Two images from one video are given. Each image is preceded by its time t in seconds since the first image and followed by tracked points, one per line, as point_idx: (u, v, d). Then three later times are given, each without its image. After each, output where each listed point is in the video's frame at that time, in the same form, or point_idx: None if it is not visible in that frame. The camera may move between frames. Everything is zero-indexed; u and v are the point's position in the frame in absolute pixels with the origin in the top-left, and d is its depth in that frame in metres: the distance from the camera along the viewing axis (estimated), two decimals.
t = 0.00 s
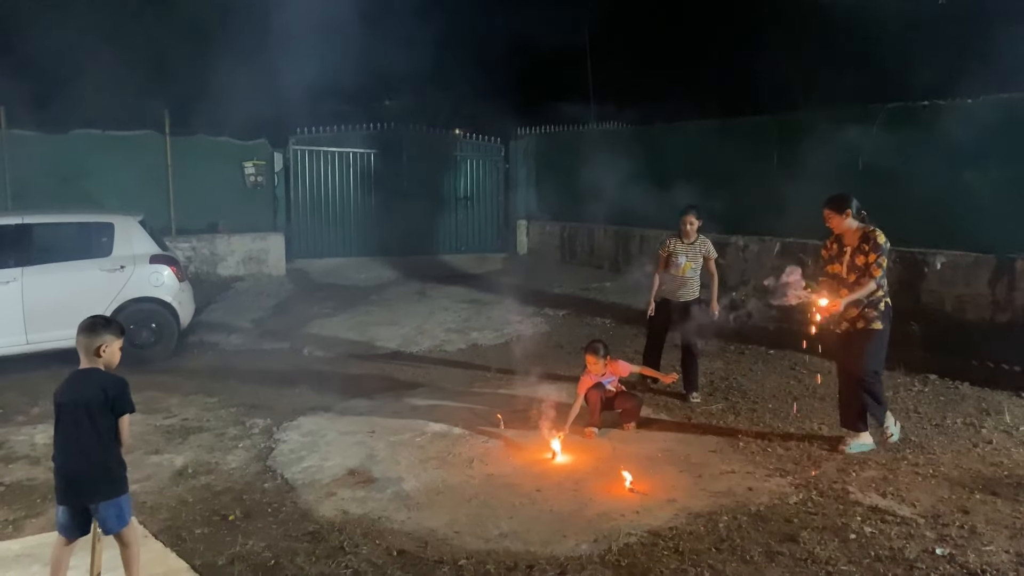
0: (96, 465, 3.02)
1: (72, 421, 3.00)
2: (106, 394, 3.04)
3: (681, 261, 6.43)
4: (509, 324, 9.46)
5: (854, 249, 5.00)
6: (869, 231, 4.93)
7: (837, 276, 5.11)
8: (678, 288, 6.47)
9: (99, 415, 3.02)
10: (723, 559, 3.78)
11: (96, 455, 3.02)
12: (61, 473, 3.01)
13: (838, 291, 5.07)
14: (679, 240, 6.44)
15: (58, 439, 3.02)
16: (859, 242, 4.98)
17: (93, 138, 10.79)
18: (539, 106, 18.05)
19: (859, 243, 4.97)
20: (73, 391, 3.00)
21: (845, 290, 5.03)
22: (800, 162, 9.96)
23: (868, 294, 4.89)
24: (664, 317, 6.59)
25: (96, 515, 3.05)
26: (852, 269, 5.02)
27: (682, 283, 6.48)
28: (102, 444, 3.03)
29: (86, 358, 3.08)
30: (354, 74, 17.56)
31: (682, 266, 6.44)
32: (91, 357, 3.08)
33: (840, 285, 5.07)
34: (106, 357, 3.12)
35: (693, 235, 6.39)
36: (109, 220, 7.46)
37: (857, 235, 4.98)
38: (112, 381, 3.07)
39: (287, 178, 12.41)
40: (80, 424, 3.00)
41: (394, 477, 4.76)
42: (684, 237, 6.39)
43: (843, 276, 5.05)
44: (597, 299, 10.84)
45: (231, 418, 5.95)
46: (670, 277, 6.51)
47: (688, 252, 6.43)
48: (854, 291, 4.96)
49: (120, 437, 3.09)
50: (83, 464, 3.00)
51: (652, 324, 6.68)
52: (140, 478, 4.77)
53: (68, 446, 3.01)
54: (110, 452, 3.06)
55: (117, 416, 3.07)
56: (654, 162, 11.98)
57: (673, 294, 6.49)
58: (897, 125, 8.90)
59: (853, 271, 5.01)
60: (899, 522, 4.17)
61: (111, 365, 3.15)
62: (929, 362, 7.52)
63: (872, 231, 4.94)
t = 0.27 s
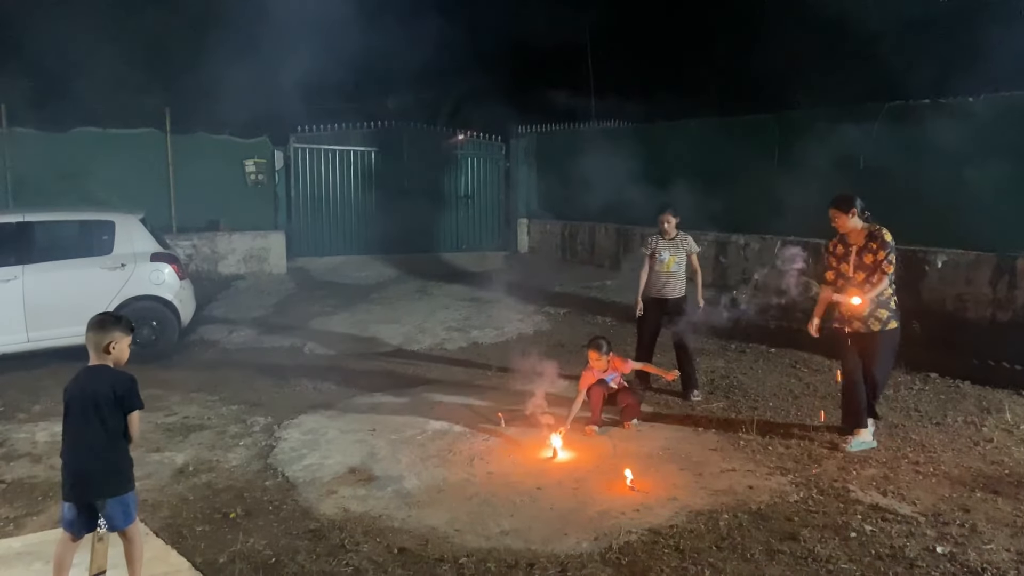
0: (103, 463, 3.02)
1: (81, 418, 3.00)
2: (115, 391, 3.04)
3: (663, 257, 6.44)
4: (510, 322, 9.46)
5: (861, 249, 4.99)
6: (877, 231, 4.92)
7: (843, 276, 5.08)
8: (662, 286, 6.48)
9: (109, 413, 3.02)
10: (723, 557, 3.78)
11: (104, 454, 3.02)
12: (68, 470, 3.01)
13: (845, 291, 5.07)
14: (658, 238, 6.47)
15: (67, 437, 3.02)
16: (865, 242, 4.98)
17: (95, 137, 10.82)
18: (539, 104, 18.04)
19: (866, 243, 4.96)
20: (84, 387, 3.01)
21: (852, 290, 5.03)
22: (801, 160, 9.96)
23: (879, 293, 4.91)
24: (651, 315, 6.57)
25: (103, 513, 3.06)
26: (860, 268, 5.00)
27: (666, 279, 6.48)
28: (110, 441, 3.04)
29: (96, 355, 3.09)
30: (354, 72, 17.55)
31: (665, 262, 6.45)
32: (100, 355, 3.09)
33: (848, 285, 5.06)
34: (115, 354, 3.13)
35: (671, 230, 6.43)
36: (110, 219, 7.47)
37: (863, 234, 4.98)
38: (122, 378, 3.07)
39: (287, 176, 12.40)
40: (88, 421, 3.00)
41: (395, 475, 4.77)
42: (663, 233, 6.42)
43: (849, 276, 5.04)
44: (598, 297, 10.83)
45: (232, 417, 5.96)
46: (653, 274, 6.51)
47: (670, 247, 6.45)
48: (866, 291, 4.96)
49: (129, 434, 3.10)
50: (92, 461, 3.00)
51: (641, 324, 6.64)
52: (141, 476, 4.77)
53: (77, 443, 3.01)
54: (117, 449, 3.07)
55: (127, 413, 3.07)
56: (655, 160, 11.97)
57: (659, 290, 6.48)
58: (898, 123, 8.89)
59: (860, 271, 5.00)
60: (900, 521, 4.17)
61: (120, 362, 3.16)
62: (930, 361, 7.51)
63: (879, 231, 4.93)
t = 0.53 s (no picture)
0: (105, 462, 3.02)
1: (83, 417, 3.00)
2: (117, 390, 3.05)
3: (645, 253, 6.48)
4: (510, 321, 9.46)
5: (867, 244, 5.08)
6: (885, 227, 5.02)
7: (848, 268, 5.18)
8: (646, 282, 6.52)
9: (112, 412, 3.03)
10: (724, 556, 3.78)
11: (107, 453, 3.02)
12: (71, 469, 3.01)
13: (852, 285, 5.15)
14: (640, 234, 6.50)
15: (69, 437, 3.02)
16: (872, 238, 5.07)
17: (96, 135, 10.83)
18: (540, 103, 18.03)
19: (874, 239, 5.05)
20: (86, 386, 3.01)
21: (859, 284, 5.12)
22: (801, 159, 9.95)
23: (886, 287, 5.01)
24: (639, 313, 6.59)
25: (106, 512, 3.06)
26: (866, 262, 5.09)
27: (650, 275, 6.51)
28: (112, 439, 3.04)
29: (98, 354, 3.09)
30: (355, 71, 17.54)
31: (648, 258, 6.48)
32: (102, 354, 3.09)
33: (852, 278, 5.15)
34: (117, 353, 3.13)
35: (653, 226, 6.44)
36: (111, 217, 7.47)
37: (871, 230, 5.07)
38: (124, 378, 3.08)
39: (287, 175, 12.39)
40: (90, 420, 3.00)
41: (395, 474, 4.77)
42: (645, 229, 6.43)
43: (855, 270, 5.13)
44: (599, 296, 10.83)
45: (233, 415, 5.96)
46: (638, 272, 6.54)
47: (652, 243, 6.49)
48: (872, 285, 5.05)
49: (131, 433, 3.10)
50: (94, 460, 3.00)
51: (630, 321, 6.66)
52: (142, 475, 4.78)
53: (79, 443, 3.01)
54: (120, 448, 3.07)
55: (130, 412, 3.08)
56: (655, 159, 11.97)
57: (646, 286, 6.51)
58: (898, 122, 8.89)
59: (866, 265, 5.08)
60: (900, 519, 4.17)
61: (122, 361, 3.17)
62: (930, 360, 7.51)
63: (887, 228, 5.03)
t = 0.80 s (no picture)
0: (107, 460, 3.02)
1: (84, 415, 3.01)
2: (119, 389, 3.06)
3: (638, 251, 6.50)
4: (510, 320, 9.46)
5: (870, 240, 5.10)
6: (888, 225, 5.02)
7: (848, 262, 5.22)
8: (642, 279, 6.53)
9: (113, 411, 3.04)
10: (724, 554, 3.79)
11: (109, 452, 3.03)
12: (72, 468, 3.01)
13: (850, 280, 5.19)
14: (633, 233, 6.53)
15: (70, 437, 3.02)
16: (875, 234, 5.09)
17: (97, 133, 10.85)
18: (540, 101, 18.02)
19: (876, 235, 5.07)
20: (86, 385, 3.01)
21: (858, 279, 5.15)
22: (802, 158, 9.95)
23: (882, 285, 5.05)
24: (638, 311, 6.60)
25: (108, 510, 3.07)
26: (865, 258, 5.12)
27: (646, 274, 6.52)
28: (114, 438, 3.05)
29: (97, 353, 3.10)
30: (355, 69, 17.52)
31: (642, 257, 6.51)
32: (101, 352, 3.10)
33: (850, 271, 5.21)
34: (116, 352, 3.13)
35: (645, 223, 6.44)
36: (111, 216, 7.48)
37: (875, 226, 5.09)
38: (124, 377, 3.09)
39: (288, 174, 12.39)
40: (90, 419, 3.01)
41: (396, 472, 4.77)
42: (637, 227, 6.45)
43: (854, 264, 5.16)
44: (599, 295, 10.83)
45: (234, 414, 5.97)
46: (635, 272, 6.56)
47: (645, 241, 6.50)
48: (870, 281, 5.09)
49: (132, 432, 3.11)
50: (95, 458, 3.01)
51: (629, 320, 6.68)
52: (143, 473, 4.78)
53: (81, 441, 3.01)
54: (123, 447, 3.07)
55: (131, 410, 3.09)
56: (656, 158, 11.97)
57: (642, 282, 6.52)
58: (899, 121, 8.88)
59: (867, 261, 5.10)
60: (901, 519, 4.17)
61: (121, 359, 3.17)
62: (931, 359, 7.51)
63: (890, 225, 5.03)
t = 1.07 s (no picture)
0: (106, 460, 3.03)
1: (83, 415, 3.01)
2: (118, 389, 3.07)
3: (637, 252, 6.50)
4: (510, 320, 9.46)
5: (860, 240, 5.13)
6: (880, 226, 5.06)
7: (836, 261, 5.25)
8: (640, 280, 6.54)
9: (112, 411, 3.04)
10: (725, 555, 3.79)
11: (108, 452, 3.03)
12: (71, 467, 3.01)
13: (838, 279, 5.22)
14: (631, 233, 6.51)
15: (70, 437, 3.03)
16: (865, 234, 5.12)
17: (96, 134, 10.84)
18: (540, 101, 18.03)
19: (867, 236, 5.10)
20: (84, 385, 3.01)
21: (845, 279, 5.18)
22: (801, 159, 9.96)
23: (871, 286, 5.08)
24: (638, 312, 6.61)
25: (108, 510, 3.07)
26: (853, 258, 5.15)
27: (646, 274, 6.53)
28: (113, 437, 3.05)
29: (93, 352, 3.10)
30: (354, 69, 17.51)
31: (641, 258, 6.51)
32: (98, 351, 3.10)
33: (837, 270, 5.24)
34: (112, 350, 3.14)
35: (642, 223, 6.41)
36: (111, 216, 7.48)
37: (866, 227, 5.12)
38: (122, 377, 3.09)
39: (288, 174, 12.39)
40: (88, 419, 3.01)
41: (396, 472, 4.78)
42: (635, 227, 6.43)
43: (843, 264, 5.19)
44: (599, 295, 10.84)
45: (234, 414, 5.97)
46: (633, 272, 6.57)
47: (642, 242, 6.49)
48: (858, 282, 5.12)
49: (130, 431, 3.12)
50: (94, 458, 3.01)
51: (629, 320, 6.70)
52: (143, 473, 4.78)
53: (80, 441, 3.01)
54: (122, 446, 3.08)
55: (129, 409, 3.11)
56: (655, 158, 11.98)
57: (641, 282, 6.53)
58: (898, 122, 8.89)
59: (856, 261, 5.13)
60: (900, 519, 4.18)
61: (117, 358, 3.18)
62: (930, 359, 7.52)
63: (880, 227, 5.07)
